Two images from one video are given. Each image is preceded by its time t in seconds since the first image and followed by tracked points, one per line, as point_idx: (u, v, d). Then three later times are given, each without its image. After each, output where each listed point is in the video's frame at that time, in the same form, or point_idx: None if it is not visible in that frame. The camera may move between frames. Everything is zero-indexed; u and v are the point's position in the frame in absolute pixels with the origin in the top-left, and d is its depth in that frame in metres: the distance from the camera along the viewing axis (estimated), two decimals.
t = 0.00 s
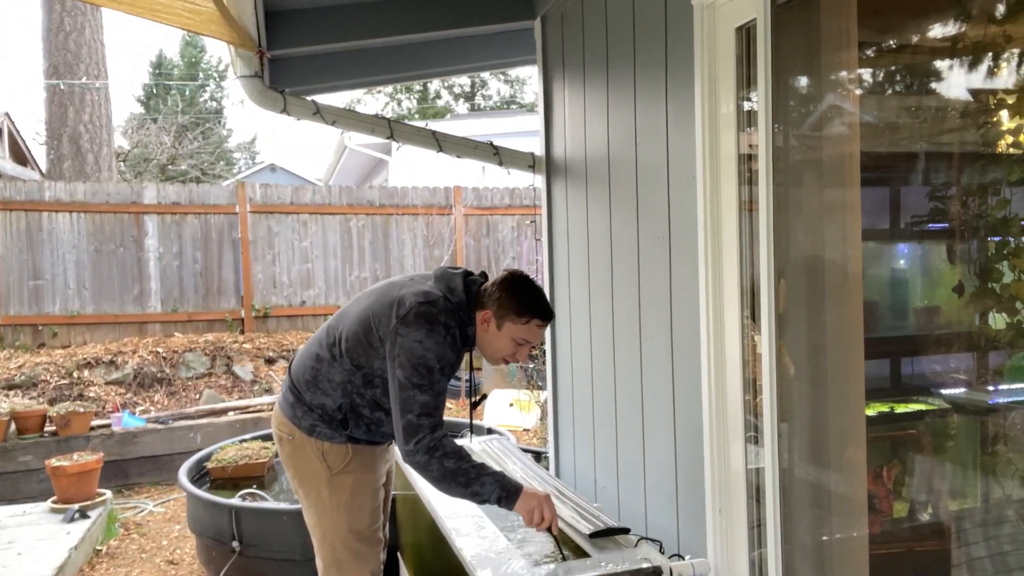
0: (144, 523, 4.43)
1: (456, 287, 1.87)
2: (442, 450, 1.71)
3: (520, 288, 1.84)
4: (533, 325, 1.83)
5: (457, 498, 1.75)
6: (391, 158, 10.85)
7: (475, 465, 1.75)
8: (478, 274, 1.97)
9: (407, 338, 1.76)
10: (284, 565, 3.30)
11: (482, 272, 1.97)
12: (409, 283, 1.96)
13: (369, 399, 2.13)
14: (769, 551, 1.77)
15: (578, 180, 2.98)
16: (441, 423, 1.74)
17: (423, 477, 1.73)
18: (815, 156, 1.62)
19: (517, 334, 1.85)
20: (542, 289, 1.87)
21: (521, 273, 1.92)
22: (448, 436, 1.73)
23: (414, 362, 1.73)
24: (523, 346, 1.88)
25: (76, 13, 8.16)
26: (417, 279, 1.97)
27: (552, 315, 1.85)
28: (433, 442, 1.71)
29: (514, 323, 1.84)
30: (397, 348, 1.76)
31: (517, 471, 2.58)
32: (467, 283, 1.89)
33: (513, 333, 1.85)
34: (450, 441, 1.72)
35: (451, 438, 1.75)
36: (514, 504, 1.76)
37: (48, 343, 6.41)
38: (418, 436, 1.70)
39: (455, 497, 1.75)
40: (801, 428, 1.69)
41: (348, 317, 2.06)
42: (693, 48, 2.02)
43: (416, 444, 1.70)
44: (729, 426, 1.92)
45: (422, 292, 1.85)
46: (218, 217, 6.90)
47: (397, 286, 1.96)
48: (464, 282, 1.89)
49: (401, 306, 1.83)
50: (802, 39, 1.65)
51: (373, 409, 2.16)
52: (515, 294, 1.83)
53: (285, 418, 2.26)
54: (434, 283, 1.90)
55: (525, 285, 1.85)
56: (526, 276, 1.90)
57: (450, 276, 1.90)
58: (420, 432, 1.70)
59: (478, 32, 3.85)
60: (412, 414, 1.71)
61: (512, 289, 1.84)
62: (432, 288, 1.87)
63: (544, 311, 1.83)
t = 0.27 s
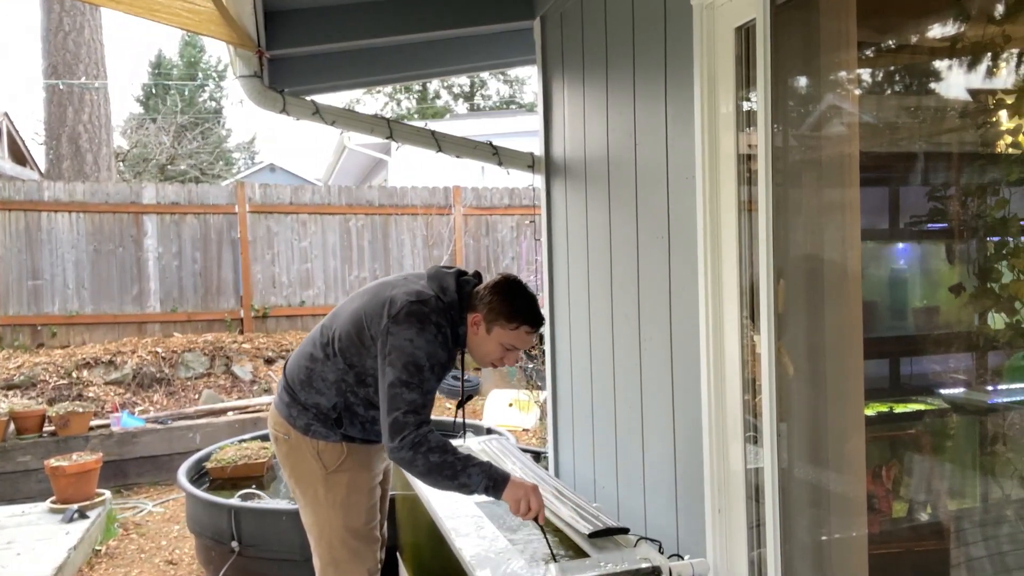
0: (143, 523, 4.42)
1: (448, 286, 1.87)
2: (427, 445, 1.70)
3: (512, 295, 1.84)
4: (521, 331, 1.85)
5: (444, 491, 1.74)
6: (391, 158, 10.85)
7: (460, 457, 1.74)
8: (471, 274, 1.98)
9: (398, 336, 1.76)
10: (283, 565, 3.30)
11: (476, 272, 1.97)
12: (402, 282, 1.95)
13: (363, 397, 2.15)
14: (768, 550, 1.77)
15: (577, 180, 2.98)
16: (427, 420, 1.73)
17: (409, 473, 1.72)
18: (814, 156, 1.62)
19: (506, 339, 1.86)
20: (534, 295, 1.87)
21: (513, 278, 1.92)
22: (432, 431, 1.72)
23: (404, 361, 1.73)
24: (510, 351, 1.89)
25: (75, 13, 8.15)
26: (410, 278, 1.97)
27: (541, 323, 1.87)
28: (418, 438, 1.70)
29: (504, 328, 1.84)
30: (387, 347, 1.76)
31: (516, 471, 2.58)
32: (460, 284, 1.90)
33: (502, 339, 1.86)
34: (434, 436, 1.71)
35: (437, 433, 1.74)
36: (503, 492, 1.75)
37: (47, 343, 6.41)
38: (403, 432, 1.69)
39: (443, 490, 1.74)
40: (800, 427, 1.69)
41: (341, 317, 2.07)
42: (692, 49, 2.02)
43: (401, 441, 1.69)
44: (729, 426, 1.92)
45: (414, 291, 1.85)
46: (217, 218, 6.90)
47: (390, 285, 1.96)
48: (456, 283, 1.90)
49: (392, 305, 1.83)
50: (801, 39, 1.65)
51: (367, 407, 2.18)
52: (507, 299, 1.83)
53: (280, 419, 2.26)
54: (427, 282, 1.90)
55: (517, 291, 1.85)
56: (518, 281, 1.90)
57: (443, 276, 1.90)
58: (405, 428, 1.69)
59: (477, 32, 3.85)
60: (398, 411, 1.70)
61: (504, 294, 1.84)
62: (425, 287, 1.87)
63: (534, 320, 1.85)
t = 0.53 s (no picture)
0: (144, 523, 4.42)
1: (440, 288, 1.88)
2: (398, 431, 1.68)
3: (504, 312, 1.85)
4: (506, 351, 1.87)
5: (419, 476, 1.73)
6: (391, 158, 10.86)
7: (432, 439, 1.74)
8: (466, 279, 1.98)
9: (383, 331, 1.76)
10: (283, 565, 3.30)
11: (471, 276, 1.98)
12: (395, 283, 1.97)
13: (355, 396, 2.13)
14: (769, 550, 1.77)
15: (578, 180, 2.98)
16: (401, 411, 1.71)
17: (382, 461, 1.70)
18: (814, 156, 1.62)
19: (490, 355, 1.88)
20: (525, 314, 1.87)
21: (508, 294, 1.93)
22: (403, 418, 1.70)
23: (387, 355, 1.72)
24: (492, 367, 1.91)
25: (76, 13, 8.15)
26: (403, 278, 1.98)
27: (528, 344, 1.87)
28: (389, 426, 1.68)
29: (490, 345, 1.86)
30: (372, 342, 1.76)
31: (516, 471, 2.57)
32: (453, 287, 1.90)
33: (486, 354, 1.88)
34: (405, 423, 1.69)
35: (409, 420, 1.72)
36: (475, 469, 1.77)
37: (47, 343, 6.41)
38: (374, 421, 1.67)
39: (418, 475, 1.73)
40: (800, 427, 1.69)
41: (333, 315, 2.07)
42: (692, 49, 2.02)
43: (372, 429, 1.67)
44: (729, 425, 1.92)
45: (405, 292, 1.86)
46: (218, 217, 6.90)
47: (383, 285, 1.98)
48: (449, 286, 1.89)
49: (382, 304, 1.84)
50: (801, 39, 1.65)
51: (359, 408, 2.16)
52: (497, 316, 1.85)
53: (275, 419, 2.26)
54: (419, 284, 1.91)
55: (510, 309, 1.86)
56: (513, 298, 1.90)
57: (436, 278, 1.91)
58: (378, 417, 1.68)
59: (478, 32, 3.85)
60: (373, 400, 1.69)
61: (496, 311, 1.86)
62: (416, 288, 1.88)
63: (521, 341, 1.85)
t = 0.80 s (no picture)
0: (145, 523, 4.43)
1: (428, 287, 1.95)
2: (377, 417, 1.72)
3: (492, 315, 1.88)
4: (493, 353, 1.90)
5: (397, 462, 1.78)
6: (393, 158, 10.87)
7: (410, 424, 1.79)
8: (453, 278, 2.05)
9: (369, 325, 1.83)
10: (284, 565, 3.31)
11: (459, 276, 2.04)
12: (384, 282, 2.03)
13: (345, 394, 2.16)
14: (770, 550, 1.76)
15: (578, 180, 2.99)
16: (379, 397, 1.74)
17: (360, 447, 1.74)
18: (816, 156, 1.62)
19: (476, 357, 1.92)
20: (514, 317, 1.91)
21: (497, 296, 1.96)
22: (382, 405, 1.74)
23: (370, 346, 1.77)
24: (479, 368, 1.95)
25: (78, 13, 8.16)
26: (392, 279, 2.05)
27: (514, 347, 1.91)
28: (368, 411, 1.71)
29: (477, 347, 1.90)
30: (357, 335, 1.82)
31: (517, 471, 2.57)
32: (440, 286, 1.97)
33: (473, 355, 1.92)
34: (384, 409, 1.73)
35: (388, 406, 1.76)
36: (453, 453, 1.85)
37: (50, 343, 6.42)
38: (353, 406, 1.71)
39: (396, 461, 1.78)
40: (802, 428, 1.69)
41: (323, 315, 2.12)
42: (693, 49, 2.02)
43: (351, 414, 1.71)
44: (730, 425, 1.92)
45: (392, 290, 1.93)
46: (220, 217, 6.91)
47: (371, 284, 2.04)
48: (436, 285, 1.96)
49: (369, 301, 1.90)
50: (803, 38, 1.65)
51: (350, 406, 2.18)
52: (484, 319, 1.88)
53: (269, 419, 2.29)
54: (406, 282, 1.97)
55: (499, 312, 1.88)
56: (502, 300, 1.94)
57: (424, 277, 1.97)
58: (357, 402, 1.71)
59: (480, 32, 3.85)
60: (353, 386, 1.72)
61: (484, 314, 1.89)
62: (403, 286, 1.95)
63: (508, 344, 1.88)
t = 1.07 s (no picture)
0: (148, 523, 4.43)
1: (419, 285, 1.97)
2: (370, 405, 1.70)
3: (482, 313, 1.87)
4: (482, 353, 1.88)
5: (392, 453, 1.74)
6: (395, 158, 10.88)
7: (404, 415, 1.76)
8: (446, 278, 2.06)
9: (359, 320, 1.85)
10: (287, 564, 3.31)
11: (452, 275, 2.06)
12: (376, 281, 2.06)
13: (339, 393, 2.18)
14: (773, 550, 1.76)
15: (580, 180, 2.99)
16: (371, 386, 1.74)
17: (353, 437, 1.72)
18: (819, 156, 1.62)
19: (466, 356, 1.91)
20: (505, 318, 1.89)
21: (489, 295, 1.95)
22: (374, 394, 1.73)
23: (360, 339, 1.79)
24: (469, 368, 1.94)
25: (81, 14, 8.18)
26: (383, 278, 2.08)
27: (503, 347, 1.88)
28: (360, 398, 1.70)
29: (466, 347, 1.89)
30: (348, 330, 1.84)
31: (519, 471, 2.57)
32: (431, 284, 1.99)
33: (462, 355, 1.91)
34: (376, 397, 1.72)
35: (380, 397, 1.75)
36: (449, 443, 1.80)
37: (53, 343, 6.43)
38: (345, 394, 1.71)
39: (391, 452, 1.74)
40: (805, 428, 1.69)
41: (315, 315, 2.14)
42: (696, 49, 2.02)
43: (342, 402, 1.70)
44: (733, 425, 1.92)
45: (383, 287, 1.96)
46: (223, 217, 6.92)
47: (363, 283, 2.07)
48: (427, 283, 1.99)
49: (360, 298, 1.93)
50: (806, 38, 1.65)
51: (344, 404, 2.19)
52: (474, 318, 1.87)
53: (266, 419, 2.30)
54: (397, 281, 2.00)
55: (488, 311, 1.87)
56: (492, 298, 1.92)
57: (415, 275, 2.00)
58: (349, 390, 1.71)
59: (482, 32, 3.85)
60: (345, 376, 1.73)
61: (474, 312, 1.88)
62: (394, 284, 1.97)
63: (497, 343, 1.86)
